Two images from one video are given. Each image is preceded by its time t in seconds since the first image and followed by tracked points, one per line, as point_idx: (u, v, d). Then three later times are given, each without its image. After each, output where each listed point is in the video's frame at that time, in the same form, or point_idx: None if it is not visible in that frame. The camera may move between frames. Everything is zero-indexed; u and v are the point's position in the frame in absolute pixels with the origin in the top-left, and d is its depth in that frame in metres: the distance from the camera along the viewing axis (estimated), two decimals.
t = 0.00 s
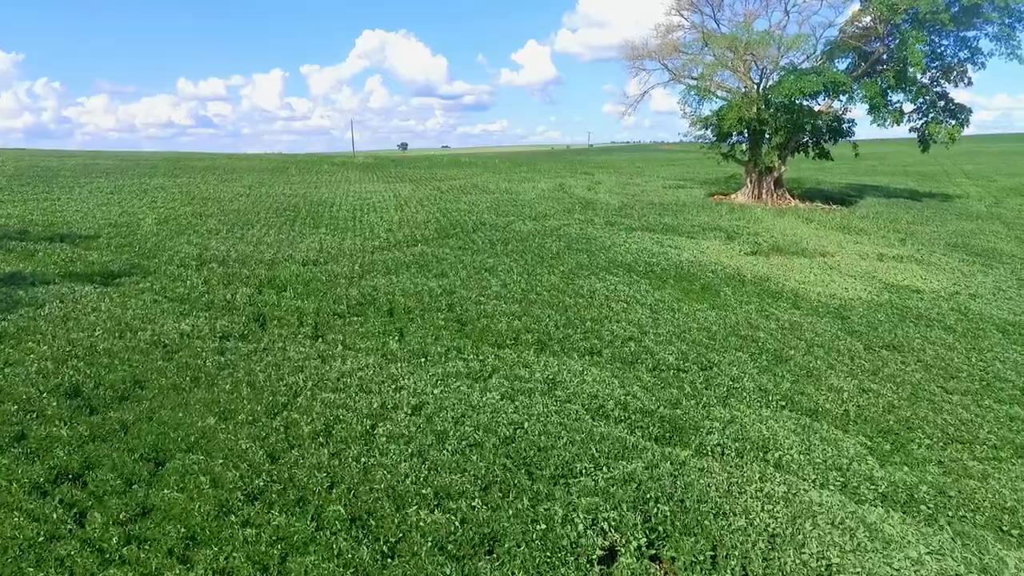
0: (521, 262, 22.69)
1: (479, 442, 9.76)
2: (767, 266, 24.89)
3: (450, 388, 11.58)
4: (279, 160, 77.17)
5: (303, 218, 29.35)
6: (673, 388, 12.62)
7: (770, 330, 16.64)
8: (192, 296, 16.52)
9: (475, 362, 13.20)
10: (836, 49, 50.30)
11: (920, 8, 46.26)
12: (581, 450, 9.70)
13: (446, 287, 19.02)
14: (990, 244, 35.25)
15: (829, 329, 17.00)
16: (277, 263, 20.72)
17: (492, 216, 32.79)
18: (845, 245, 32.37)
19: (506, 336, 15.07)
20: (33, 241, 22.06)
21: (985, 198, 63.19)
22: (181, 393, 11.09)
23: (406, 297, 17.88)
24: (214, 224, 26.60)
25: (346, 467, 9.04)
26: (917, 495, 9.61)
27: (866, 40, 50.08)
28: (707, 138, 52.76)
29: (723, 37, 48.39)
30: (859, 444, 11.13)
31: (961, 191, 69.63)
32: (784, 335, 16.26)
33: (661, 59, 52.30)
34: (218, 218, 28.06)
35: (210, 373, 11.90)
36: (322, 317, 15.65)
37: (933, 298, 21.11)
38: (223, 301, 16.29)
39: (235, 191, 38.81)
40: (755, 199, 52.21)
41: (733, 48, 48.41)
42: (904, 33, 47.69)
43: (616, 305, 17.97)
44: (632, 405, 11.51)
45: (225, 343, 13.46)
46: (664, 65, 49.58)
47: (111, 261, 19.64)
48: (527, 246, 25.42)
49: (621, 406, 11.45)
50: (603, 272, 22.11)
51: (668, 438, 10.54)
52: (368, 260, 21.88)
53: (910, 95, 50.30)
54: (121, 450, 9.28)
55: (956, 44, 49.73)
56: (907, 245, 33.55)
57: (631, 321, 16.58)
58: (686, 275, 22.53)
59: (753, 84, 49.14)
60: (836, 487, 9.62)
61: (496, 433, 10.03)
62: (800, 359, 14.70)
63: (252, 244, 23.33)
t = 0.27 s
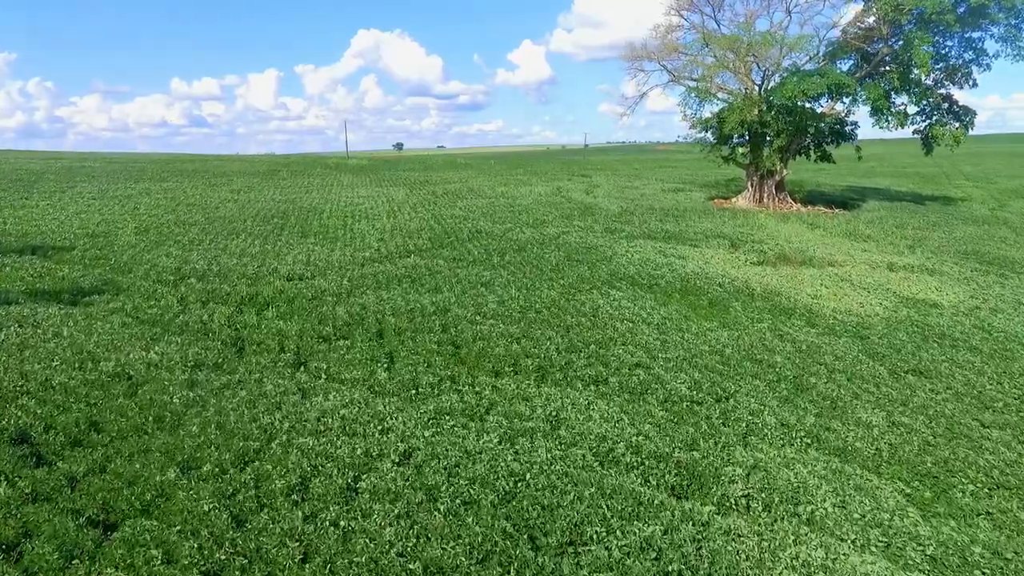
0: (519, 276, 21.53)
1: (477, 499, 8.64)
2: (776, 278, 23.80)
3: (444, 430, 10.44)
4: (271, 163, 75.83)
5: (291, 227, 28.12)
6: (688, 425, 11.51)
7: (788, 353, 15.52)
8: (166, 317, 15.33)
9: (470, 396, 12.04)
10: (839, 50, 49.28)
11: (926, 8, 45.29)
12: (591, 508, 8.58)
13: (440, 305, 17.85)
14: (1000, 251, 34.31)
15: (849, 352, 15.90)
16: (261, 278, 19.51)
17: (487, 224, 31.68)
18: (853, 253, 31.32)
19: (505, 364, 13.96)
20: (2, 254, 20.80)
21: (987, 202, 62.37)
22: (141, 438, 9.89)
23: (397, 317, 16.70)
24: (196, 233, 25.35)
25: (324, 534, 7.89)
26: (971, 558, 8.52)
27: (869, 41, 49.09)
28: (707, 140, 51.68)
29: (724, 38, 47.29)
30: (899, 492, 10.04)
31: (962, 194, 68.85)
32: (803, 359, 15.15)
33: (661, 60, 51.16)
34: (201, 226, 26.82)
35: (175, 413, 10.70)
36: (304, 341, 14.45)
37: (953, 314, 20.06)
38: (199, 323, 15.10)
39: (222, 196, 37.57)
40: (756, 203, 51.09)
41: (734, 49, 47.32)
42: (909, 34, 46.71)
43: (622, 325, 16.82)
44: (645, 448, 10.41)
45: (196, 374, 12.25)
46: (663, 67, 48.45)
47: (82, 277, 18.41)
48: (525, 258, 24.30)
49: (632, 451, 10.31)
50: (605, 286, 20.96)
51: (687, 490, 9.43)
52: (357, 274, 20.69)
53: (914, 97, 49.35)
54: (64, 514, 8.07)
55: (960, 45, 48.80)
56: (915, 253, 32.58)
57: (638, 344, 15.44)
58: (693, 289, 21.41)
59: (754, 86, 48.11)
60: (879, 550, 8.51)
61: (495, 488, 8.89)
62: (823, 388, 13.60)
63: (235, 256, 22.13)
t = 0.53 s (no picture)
0: (520, 290, 20.38)
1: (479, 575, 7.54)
2: (789, 291, 22.69)
3: (441, 482, 9.33)
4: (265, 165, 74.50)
5: (281, 235, 26.89)
6: (712, 470, 10.40)
7: (811, 379, 14.40)
8: (139, 341, 14.13)
9: (470, 436, 10.92)
10: (845, 51, 48.18)
11: (935, 9, 44.23)
12: None
13: (437, 325, 16.70)
14: (1015, 258, 33.30)
15: (877, 378, 14.79)
16: (245, 295, 18.32)
17: (486, 231, 30.54)
18: (866, 262, 30.23)
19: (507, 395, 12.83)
20: None
21: (993, 205, 61.41)
22: (99, 493, 8.75)
23: (390, 340, 15.53)
24: (180, 243, 24.13)
25: None
26: None
27: (876, 42, 48.00)
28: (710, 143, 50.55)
29: (728, 38, 46.15)
30: (952, 552, 8.94)
31: (967, 198, 67.92)
32: (828, 387, 14.05)
33: (663, 61, 49.99)
34: (186, 236, 25.58)
35: (140, 460, 9.55)
36: (289, 369, 13.29)
37: (980, 332, 18.99)
38: (174, 348, 13.91)
39: (211, 201, 36.35)
40: (761, 206, 49.94)
41: (739, 50, 46.18)
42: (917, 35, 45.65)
43: (631, 347, 15.68)
44: (666, 502, 9.31)
45: (166, 411, 11.09)
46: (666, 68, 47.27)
47: (53, 293, 17.20)
48: (526, 269, 23.17)
49: (651, 505, 9.22)
50: (611, 302, 19.82)
51: (717, 555, 8.33)
52: (349, 289, 19.50)
53: (922, 99, 48.32)
54: None
55: (968, 46, 47.77)
56: (929, 261, 31.54)
57: (650, 370, 14.30)
58: (704, 305, 20.28)
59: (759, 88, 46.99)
60: None
61: (499, 559, 7.78)
62: (853, 421, 12.50)
63: (220, 268, 20.94)
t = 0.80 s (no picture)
0: (520, 307, 19.22)
1: None
2: (802, 306, 21.61)
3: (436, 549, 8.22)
4: (256, 167, 73.18)
5: (268, 245, 25.62)
6: (740, 527, 9.31)
7: (839, 410, 13.28)
8: (104, 370, 12.92)
9: (468, 486, 9.81)
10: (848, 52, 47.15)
11: (942, 10, 43.24)
12: None
13: (432, 348, 15.52)
14: None
15: (908, 407, 13.71)
16: (226, 314, 17.08)
17: (483, 239, 29.39)
18: (877, 272, 29.19)
19: (509, 432, 11.71)
20: None
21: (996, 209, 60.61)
22: (40, 566, 7.55)
23: (380, 365, 14.34)
24: (160, 254, 22.85)
25: None
26: None
27: (880, 43, 47.02)
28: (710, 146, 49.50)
29: (730, 39, 45.04)
30: None
31: (968, 201, 67.13)
32: (857, 419, 12.96)
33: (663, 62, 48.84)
34: (167, 245, 24.28)
35: (91, 521, 8.37)
36: (268, 402, 12.10)
37: (1008, 351, 17.95)
38: (143, 378, 12.70)
39: (197, 206, 35.05)
40: (763, 211, 48.87)
41: (741, 51, 45.07)
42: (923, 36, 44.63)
43: (642, 373, 14.53)
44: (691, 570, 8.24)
45: (127, 457, 9.89)
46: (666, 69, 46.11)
47: (17, 313, 15.95)
48: (526, 283, 22.02)
49: None
50: (617, 319, 18.67)
51: None
52: (338, 306, 18.29)
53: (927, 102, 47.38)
54: None
55: (974, 47, 46.83)
56: (941, 271, 30.54)
57: (663, 401, 13.16)
58: (714, 321, 19.16)
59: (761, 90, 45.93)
60: None
61: None
62: (889, 461, 11.41)
63: (201, 282, 19.71)
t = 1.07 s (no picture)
0: (518, 325, 18.08)
1: None
2: (812, 321, 20.60)
3: None
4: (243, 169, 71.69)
5: (250, 256, 24.34)
6: None
7: (867, 446, 12.21)
8: (59, 407, 11.66)
9: (466, 551, 8.66)
10: (848, 53, 46.24)
11: (944, 11, 42.39)
12: None
13: (423, 375, 14.34)
14: None
15: (940, 442, 12.67)
16: (201, 336, 15.82)
17: (476, 248, 28.24)
18: (884, 282, 28.28)
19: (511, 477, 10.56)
20: None
21: (993, 213, 60.09)
22: None
23: (367, 396, 13.15)
24: (134, 267, 21.53)
25: None
26: None
27: (880, 45, 46.14)
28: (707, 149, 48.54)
29: (728, 40, 44.04)
30: None
31: (964, 205, 66.65)
32: (888, 456, 11.91)
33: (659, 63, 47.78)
34: (141, 257, 22.95)
35: None
36: (241, 444, 10.89)
37: None
38: (103, 417, 11.46)
39: (178, 212, 33.67)
40: (761, 215, 47.91)
41: (739, 52, 44.09)
42: (924, 38, 43.79)
43: (652, 403, 13.43)
44: None
45: (74, 520, 8.66)
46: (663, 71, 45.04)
47: None
48: (522, 298, 20.90)
49: None
50: (621, 339, 17.57)
51: None
52: (322, 326, 17.07)
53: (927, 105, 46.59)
54: None
55: (974, 49, 46.09)
56: (948, 280, 29.67)
57: (677, 437, 12.04)
58: (723, 341, 18.10)
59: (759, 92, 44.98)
60: None
61: None
62: (930, 509, 10.36)
63: (176, 300, 18.43)
